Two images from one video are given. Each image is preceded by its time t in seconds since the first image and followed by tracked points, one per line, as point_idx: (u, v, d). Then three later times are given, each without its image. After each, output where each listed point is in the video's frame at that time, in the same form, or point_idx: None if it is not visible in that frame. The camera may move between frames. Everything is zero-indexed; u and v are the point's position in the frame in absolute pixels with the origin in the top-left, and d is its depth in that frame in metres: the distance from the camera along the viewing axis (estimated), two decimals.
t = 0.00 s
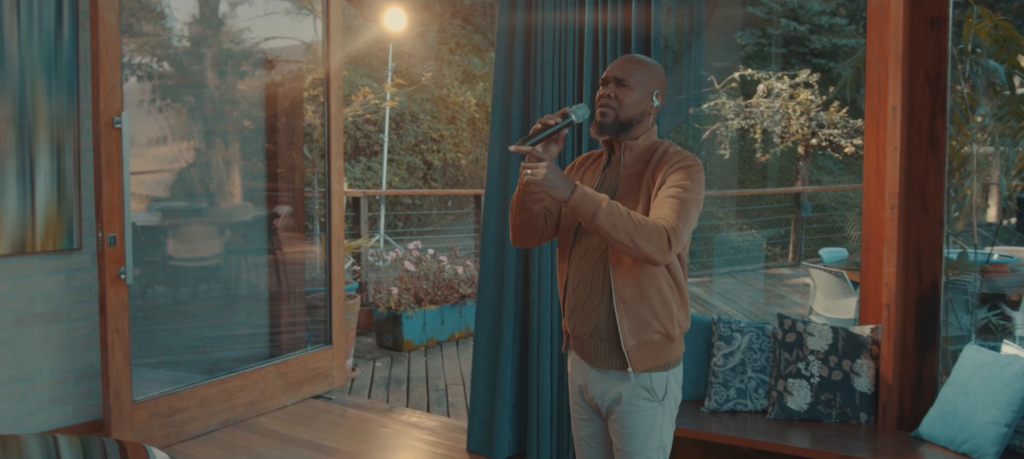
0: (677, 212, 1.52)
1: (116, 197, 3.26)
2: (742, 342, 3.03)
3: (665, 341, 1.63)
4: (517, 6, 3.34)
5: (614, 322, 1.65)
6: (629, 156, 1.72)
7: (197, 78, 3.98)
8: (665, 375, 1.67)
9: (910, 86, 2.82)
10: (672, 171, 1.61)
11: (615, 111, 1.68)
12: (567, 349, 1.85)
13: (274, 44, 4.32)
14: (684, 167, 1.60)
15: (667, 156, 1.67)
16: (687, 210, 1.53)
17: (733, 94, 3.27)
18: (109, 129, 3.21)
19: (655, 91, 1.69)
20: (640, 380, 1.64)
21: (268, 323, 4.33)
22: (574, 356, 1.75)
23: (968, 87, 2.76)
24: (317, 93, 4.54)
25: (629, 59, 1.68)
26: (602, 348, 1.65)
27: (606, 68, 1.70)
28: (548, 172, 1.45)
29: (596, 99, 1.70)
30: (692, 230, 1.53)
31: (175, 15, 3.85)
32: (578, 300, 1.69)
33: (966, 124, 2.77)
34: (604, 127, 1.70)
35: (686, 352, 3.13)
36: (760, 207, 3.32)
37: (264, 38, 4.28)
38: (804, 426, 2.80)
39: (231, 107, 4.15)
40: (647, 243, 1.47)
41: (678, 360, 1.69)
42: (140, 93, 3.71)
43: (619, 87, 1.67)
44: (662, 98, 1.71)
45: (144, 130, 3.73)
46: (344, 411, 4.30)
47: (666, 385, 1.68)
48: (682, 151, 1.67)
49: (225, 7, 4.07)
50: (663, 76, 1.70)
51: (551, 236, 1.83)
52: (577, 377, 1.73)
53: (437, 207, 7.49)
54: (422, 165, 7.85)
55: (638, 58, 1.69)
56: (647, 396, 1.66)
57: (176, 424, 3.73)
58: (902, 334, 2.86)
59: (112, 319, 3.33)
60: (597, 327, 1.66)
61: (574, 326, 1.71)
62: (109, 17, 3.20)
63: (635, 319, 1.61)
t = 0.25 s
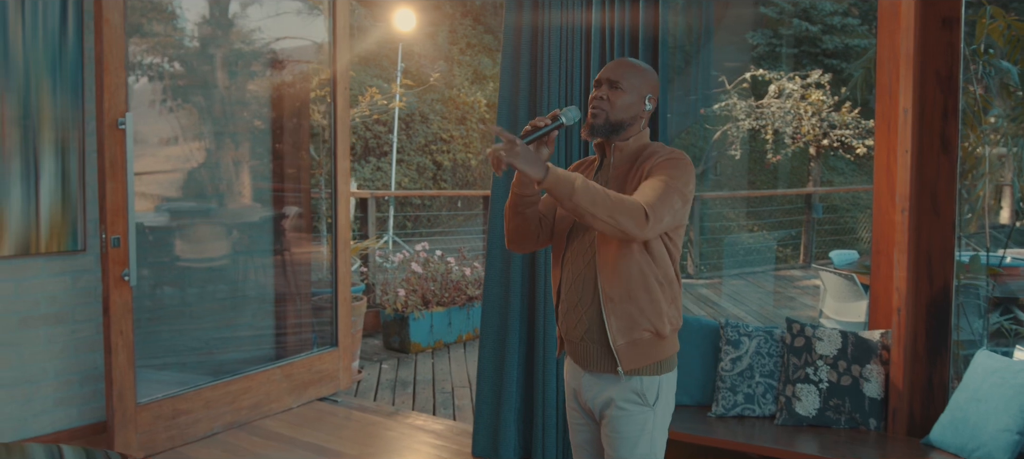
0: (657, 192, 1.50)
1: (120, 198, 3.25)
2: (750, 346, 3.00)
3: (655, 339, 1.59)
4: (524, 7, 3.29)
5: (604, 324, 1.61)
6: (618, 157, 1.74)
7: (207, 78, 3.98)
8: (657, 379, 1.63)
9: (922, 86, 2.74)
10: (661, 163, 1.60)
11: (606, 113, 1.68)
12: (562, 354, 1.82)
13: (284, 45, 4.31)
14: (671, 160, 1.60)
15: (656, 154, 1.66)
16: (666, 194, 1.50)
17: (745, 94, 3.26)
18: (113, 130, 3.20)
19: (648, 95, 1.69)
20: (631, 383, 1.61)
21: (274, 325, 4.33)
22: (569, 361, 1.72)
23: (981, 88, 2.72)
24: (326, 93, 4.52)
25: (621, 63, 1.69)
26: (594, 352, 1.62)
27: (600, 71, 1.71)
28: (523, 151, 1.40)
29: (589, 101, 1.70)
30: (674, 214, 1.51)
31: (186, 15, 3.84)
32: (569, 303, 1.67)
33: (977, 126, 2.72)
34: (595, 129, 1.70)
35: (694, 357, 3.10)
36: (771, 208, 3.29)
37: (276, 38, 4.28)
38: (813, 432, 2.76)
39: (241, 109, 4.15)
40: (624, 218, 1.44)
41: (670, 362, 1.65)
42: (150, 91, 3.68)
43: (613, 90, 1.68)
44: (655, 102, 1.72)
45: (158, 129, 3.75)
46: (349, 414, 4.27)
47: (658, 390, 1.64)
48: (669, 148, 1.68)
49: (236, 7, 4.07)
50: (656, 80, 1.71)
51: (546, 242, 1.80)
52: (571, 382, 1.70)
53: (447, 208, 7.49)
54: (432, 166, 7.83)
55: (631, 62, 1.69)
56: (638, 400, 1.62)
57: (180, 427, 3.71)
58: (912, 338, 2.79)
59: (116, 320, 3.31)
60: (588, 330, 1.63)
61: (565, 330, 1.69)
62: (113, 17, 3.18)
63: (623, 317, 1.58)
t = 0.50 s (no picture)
0: (641, 174, 1.51)
1: (126, 200, 3.24)
2: (758, 350, 2.96)
3: (645, 335, 1.56)
4: (531, 7, 3.26)
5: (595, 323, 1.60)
6: (613, 158, 1.76)
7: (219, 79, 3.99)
8: (649, 382, 1.60)
9: (932, 86, 2.70)
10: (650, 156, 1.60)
11: (602, 116, 1.71)
12: (561, 359, 1.80)
13: (298, 46, 4.34)
14: (663, 152, 1.60)
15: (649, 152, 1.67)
16: (649, 176, 1.51)
17: (758, 94, 3.24)
18: (118, 132, 3.20)
19: (645, 98, 1.72)
20: (624, 385, 1.58)
21: (282, 327, 4.32)
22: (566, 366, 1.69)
23: (993, 88, 2.67)
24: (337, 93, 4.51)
25: (618, 65, 1.71)
26: (586, 353, 1.60)
27: (597, 74, 1.73)
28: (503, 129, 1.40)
29: (586, 104, 1.73)
30: (660, 198, 1.51)
31: (199, 15, 3.88)
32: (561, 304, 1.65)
33: (989, 125, 2.68)
34: (591, 132, 1.73)
35: (702, 361, 3.07)
36: (784, 209, 3.26)
37: (288, 38, 4.30)
38: (821, 437, 2.73)
39: (252, 110, 4.16)
40: (606, 193, 1.44)
41: (665, 364, 1.62)
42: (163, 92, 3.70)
43: (609, 93, 1.70)
44: (651, 105, 1.73)
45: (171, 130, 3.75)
46: (357, 416, 4.26)
47: (651, 394, 1.60)
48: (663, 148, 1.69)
49: (248, 8, 4.09)
50: (653, 83, 1.73)
51: (544, 246, 1.79)
52: (568, 386, 1.69)
53: (459, 209, 7.47)
54: (443, 167, 7.83)
55: (629, 65, 1.72)
56: (628, 403, 1.59)
57: (186, 429, 3.70)
58: (921, 340, 2.75)
59: (122, 322, 3.31)
60: (581, 332, 1.61)
61: (558, 332, 1.67)
62: (119, 18, 3.17)
63: (613, 312, 1.56)
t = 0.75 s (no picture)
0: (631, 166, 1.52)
1: (129, 200, 3.24)
2: (762, 352, 2.93)
3: (637, 335, 1.55)
4: (535, 6, 3.23)
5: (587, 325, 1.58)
6: (608, 157, 1.74)
7: (229, 80, 4.02)
8: (642, 384, 1.58)
9: (938, 85, 2.66)
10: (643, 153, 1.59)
11: (598, 116, 1.69)
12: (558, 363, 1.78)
13: (308, 46, 4.35)
14: (656, 149, 1.59)
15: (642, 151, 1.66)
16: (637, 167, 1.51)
17: (768, 94, 3.22)
18: (121, 132, 3.19)
19: (641, 98, 1.71)
20: (618, 387, 1.57)
21: (286, 328, 4.31)
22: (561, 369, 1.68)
23: (1003, 88, 2.63)
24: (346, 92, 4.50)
25: (614, 64, 1.70)
26: (579, 356, 1.59)
27: (593, 73, 1.71)
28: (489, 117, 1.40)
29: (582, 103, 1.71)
30: (650, 191, 1.51)
31: (209, 15, 3.91)
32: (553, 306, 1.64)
33: (997, 124, 2.64)
34: (587, 132, 1.71)
35: (706, 363, 3.05)
36: (795, 210, 3.25)
37: (299, 39, 4.31)
38: (827, 441, 2.70)
39: (263, 109, 4.18)
40: (593, 180, 1.44)
41: (658, 366, 1.60)
42: (172, 92, 3.73)
43: (605, 92, 1.69)
44: (648, 105, 1.72)
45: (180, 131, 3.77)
46: (361, 417, 4.25)
47: (645, 398, 1.59)
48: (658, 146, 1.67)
49: (258, 8, 4.11)
50: (650, 83, 1.72)
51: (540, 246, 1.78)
52: (563, 389, 1.68)
53: (468, 209, 7.41)
54: (453, 166, 7.74)
55: (626, 65, 1.70)
56: (621, 406, 1.57)
57: (189, 430, 3.69)
58: (928, 342, 2.71)
59: (125, 323, 3.31)
60: (572, 335, 1.60)
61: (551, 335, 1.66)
62: (121, 18, 3.17)
63: (603, 311, 1.55)
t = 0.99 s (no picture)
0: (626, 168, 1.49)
1: (127, 200, 3.23)
2: (762, 354, 2.91)
3: (627, 340, 1.54)
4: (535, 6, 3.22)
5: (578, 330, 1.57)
6: (605, 156, 1.72)
7: (236, 79, 4.07)
8: (632, 390, 1.57)
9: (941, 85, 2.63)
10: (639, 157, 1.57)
11: (598, 116, 1.67)
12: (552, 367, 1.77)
13: (317, 45, 4.38)
14: (653, 152, 1.57)
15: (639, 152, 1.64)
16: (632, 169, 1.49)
17: (777, 94, 3.20)
18: (119, 131, 3.18)
19: (642, 97, 1.68)
20: (606, 393, 1.56)
21: (287, 327, 4.31)
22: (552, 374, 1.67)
23: (1007, 85, 2.61)
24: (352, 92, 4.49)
25: (613, 62, 1.67)
26: (568, 361, 1.58)
27: (592, 71, 1.68)
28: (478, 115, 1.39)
29: (581, 102, 1.69)
30: (645, 194, 1.48)
31: (218, 14, 3.95)
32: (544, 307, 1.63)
33: (1003, 125, 2.62)
34: (586, 132, 1.69)
35: (705, 365, 3.05)
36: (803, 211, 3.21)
37: (309, 38, 4.35)
38: (827, 444, 2.68)
39: (270, 110, 4.23)
40: (584, 181, 1.42)
41: (649, 371, 1.59)
42: (183, 92, 3.80)
43: (604, 91, 1.66)
44: (648, 104, 1.70)
45: (190, 130, 3.83)
46: (361, 418, 4.23)
47: (635, 405, 1.58)
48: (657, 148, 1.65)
49: (266, 7, 4.15)
50: (649, 80, 1.69)
51: (535, 246, 1.77)
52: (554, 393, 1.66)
53: (476, 208, 7.36)
54: (460, 167, 7.76)
55: (626, 62, 1.68)
56: (612, 414, 1.56)
57: (188, 430, 3.68)
58: (930, 347, 2.67)
59: (123, 323, 3.30)
60: (562, 339, 1.59)
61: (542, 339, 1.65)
62: (121, 17, 3.17)
63: (593, 315, 1.54)
